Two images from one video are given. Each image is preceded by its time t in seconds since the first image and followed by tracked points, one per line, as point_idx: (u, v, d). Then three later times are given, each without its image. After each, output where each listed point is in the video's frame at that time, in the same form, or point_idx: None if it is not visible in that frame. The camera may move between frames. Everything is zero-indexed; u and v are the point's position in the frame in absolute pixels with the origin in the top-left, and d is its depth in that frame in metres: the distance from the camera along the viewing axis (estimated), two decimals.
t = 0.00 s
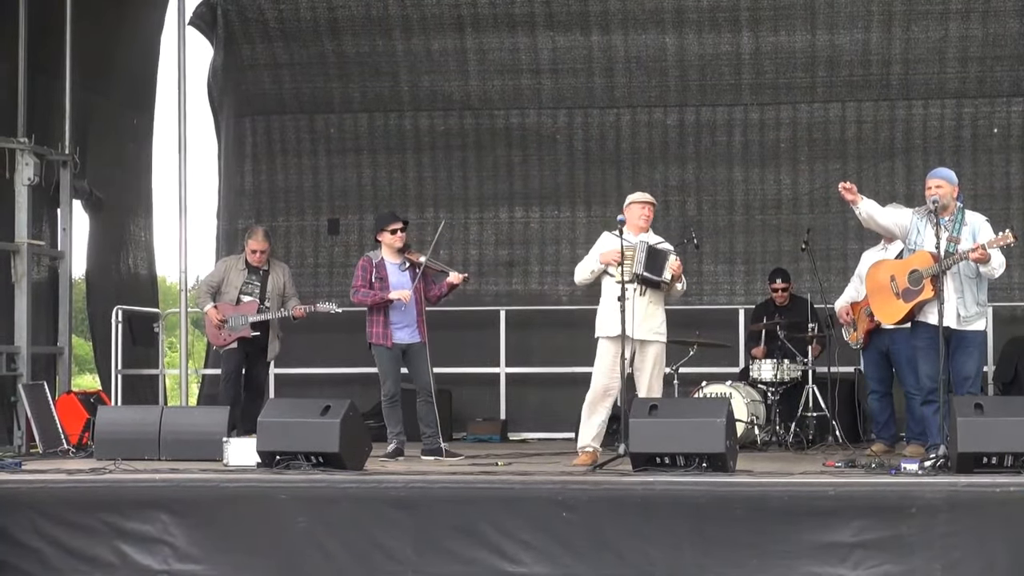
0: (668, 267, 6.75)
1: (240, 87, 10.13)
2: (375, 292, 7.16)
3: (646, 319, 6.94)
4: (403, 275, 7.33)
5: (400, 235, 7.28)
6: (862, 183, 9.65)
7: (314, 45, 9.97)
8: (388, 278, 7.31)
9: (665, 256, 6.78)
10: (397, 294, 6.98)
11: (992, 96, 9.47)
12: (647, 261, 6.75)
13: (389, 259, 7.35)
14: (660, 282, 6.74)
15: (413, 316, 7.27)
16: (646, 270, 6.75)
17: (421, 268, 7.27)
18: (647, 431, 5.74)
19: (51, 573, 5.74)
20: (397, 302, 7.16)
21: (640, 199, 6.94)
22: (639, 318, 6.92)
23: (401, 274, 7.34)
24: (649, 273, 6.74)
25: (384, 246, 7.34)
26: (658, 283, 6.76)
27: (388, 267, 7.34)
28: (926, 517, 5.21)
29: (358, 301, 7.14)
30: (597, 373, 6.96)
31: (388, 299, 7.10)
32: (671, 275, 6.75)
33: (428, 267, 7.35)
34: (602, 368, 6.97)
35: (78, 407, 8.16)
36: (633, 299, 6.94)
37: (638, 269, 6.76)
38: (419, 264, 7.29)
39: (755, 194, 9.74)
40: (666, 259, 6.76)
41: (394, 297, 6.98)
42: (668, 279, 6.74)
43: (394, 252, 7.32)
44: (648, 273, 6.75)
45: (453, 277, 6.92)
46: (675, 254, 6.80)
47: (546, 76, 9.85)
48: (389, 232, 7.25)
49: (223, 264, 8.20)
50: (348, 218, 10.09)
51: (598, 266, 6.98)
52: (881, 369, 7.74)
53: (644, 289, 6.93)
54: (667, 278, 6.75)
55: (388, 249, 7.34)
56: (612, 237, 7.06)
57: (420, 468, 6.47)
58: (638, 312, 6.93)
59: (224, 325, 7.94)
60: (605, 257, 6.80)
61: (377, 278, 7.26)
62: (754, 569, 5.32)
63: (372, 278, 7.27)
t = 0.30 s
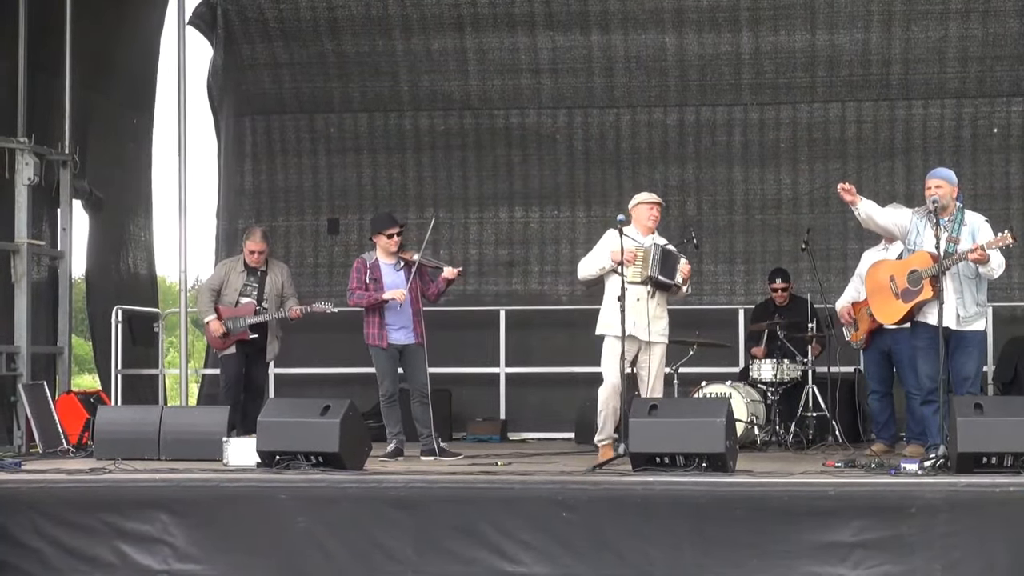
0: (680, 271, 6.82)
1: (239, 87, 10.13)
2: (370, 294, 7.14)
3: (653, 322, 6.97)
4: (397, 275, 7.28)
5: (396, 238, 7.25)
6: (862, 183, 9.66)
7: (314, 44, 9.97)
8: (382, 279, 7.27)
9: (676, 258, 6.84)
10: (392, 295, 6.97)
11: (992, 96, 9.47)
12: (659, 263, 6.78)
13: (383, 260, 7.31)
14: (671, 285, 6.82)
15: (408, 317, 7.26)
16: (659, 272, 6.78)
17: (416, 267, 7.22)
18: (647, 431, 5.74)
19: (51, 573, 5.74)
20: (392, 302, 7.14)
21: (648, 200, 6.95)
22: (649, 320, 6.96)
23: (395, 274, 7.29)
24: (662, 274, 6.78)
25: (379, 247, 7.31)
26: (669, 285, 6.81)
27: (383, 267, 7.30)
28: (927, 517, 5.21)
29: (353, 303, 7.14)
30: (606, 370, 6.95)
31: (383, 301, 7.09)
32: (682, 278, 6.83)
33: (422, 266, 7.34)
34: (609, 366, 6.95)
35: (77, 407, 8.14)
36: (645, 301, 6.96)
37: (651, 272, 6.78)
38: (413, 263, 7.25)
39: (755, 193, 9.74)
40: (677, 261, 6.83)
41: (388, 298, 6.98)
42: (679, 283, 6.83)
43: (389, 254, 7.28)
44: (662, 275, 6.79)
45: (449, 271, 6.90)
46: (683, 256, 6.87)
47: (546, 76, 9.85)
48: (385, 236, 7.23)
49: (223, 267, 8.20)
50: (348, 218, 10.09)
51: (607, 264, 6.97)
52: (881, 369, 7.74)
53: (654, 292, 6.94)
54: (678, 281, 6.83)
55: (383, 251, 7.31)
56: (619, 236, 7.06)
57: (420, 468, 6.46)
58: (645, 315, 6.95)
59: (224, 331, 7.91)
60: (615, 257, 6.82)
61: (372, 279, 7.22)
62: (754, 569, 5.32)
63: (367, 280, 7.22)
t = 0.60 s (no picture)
0: (676, 268, 6.86)
1: (239, 87, 10.13)
2: (368, 294, 7.14)
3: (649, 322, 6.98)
4: (396, 275, 7.28)
5: (395, 237, 7.25)
6: (862, 183, 9.66)
7: (314, 44, 9.96)
8: (381, 279, 7.27)
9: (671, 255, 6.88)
10: (388, 296, 6.97)
11: (992, 96, 9.47)
12: (656, 261, 6.75)
13: (383, 259, 7.32)
14: (669, 281, 6.83)
15: (406, 317, 7.26)
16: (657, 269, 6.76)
17: (414, 267, 7.21)
18: (647, 431, 5.74)
19: (51, 573, 5.74)
20: (389, 303, 7.14)
21: (637, 201, 6.96)
22: (648, 318, 6.96)
23: (394, 274, 7.29)
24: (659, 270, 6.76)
25: (377, 247, 7.31)
26: (666, 282, 6.82)
27: (382, 267, 7.30)
28: (927, 517, 5.21)
29: (350, 303, 7.13)
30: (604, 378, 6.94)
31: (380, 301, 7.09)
32: (678, 275, 6.89)
33: (420, 265, 7.33)
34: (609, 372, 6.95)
35: (77, 407, 8.13)
36: (646, 300, 6.96)
37: (648, 269, 6.77)
38: (412, 263, 7.26)
39: (755, 193, 9.74)
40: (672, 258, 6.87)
41: (386, 298, 6.98)
42: (676, 279, 6.88)
43: (388, 253, 7.28)
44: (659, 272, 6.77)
45: (445, 274, 6.91)
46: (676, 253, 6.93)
47: (546, 76, 9.84)
48: (385, 235, 7.23)
49: (222, 267, 8.19)
50: (348, 218, 10.09)
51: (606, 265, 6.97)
52: (882, 368, 7.73)
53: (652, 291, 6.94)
54: (675, 278, 6.87)
55: (382, 251, 7.31)
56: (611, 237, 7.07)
57: (420, 468, 6.46)
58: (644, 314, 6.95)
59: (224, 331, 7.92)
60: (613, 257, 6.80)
61: (370, 279, 7.22)
62: (755, 569, 5.32)
63: (366, 280, 7.23)
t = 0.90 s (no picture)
0: (664, 272, 6.82)
1: (239, 86, 10.13)
2: (368, 291, 7.14)
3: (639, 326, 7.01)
4: (396, 274, 7.29)
5: (395, 235, 7.23)
6: (862, 182, 9.65)
7: (314, 43, 9.96)
8: (381, 277, 7.27)
9: (659, 259, 6.82)
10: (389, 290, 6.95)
11: (991, 95, 9.47)
12: (647, 266, 6.70)
13: (382, 258, 7.31)
14: (658, 286, 6.82)
15: (406, 315, 7.25)
16: (646, 275, 6.71)
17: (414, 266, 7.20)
18: (647, 431, 5.74)
19: (51, 572, 5.74)
20: (389, 299, 7.15)
21: (622, 204, 6.99)
22: (641, 322, 6.99)
23: (395, 272, 7.29)
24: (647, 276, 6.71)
25: (378, 246, 7.30)
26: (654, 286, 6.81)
27: (382, 267, 7.29)
28: (926, 516, 5.22)
29: (349, 301, 7.14)
30: (596, 383, 7.02)
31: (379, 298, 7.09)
32: (665, 279, 6.84)
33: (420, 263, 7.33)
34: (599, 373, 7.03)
35: (77, 405, 8.15)
36: (636, 305, 7.00)
37: (640, 277, 6.70)
38: (412, 263, 7.23)
39: (755, 192, 9.74)
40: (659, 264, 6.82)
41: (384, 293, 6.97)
42: (664, 283, 6.83)
43: (388, 252, 7.25)
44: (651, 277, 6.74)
45: (445, 271, 6.90)
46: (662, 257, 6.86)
47: (546, 74, 9.84)
48: (385, 233, 7.21)
49: (220, 266, 8.17)
50: (348, 217, 10.08)
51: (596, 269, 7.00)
52: (882, 367, 7.72)
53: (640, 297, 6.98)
54: (663, 282, 6.82)
55: (382, 249, 7.30)
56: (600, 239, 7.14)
57: (419, 467, 6.46)
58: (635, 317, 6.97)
59: (220, 330, 7.95)
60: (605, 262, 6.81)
61: (370, 278, 7.22)
62: (754, 568, 5.34)
63: (366, 279, 7.23)
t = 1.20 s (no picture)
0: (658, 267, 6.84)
1: (235, 84, 10.13)
2: (365, 289, 7.15)
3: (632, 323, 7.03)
4: (392, 272, 7.28)
5: (391, 234, 7.25)
6: (857, 180, 9.66)
7: (310, 42, 9.96)
8: (377, 275, 7.26)
9: (653, 256, 6.83)
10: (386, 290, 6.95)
11: (987, 94, 9.47)
12: (642, 263, 6.71)
13: (378, 256, 7.31)
14: (654, 282, 6.80)
15: (403, 313, 7.25)
16: (641, 270, 6.71)
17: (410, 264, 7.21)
18: (643, 429, 5.75)
19: (47, 571, 5.74)
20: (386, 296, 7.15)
21: (616, 202, 7.01)
22: (636, 319, 7.02)
23: (391, 270, 7.29)
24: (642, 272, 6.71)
25: (374, 244, 7.31)
26: (651, 283, 6.79)
27: (378, 265, 7.29)
28: (922, 514, 5.26)
29: (346, 299, 7.14)
30: (590, 379, 6.98)
31: (376, 295, 7.08)
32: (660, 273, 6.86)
33: (416, 262, 7.34)
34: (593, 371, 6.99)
35: (73, 402, 8.14)
36: (635, 303, 7.04)
37: (635, 273, 6.71)
38: (408, 261, 7.25)
39: (751, 191, 9.75)
40: (653, 261, 6.82)
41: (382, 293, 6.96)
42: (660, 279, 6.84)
43: (385, 251, 7.28)
44: (645, 274, 6.73)
45: (442, 271, 6.88)
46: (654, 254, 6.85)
47: (542, 73, 9.84)
48: (381, 232, 7.23)
49: (211, 264, 8.18)
50: (344, 215, 10.07)
51: (592, 268, 6.98)
52: (878, 367, 7.69)
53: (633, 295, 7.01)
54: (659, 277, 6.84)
55: (378, 248, 7.31)
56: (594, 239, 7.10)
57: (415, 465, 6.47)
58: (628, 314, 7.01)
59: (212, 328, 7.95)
60: (599, 261, 6.79)
61: (367, 276, 7.21)
62: (751, 567, 5.36)
63: (362, 276, 7.22)
